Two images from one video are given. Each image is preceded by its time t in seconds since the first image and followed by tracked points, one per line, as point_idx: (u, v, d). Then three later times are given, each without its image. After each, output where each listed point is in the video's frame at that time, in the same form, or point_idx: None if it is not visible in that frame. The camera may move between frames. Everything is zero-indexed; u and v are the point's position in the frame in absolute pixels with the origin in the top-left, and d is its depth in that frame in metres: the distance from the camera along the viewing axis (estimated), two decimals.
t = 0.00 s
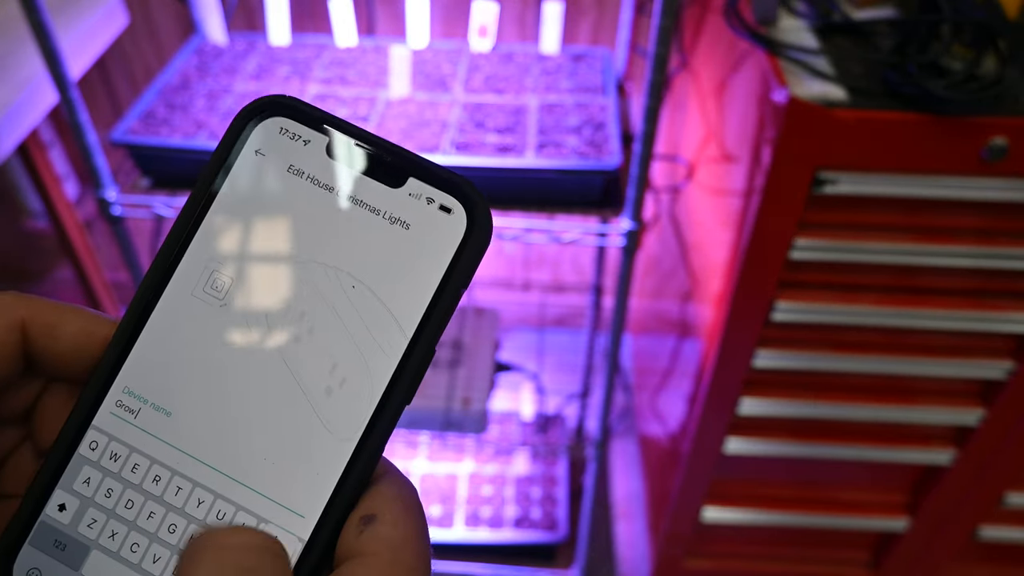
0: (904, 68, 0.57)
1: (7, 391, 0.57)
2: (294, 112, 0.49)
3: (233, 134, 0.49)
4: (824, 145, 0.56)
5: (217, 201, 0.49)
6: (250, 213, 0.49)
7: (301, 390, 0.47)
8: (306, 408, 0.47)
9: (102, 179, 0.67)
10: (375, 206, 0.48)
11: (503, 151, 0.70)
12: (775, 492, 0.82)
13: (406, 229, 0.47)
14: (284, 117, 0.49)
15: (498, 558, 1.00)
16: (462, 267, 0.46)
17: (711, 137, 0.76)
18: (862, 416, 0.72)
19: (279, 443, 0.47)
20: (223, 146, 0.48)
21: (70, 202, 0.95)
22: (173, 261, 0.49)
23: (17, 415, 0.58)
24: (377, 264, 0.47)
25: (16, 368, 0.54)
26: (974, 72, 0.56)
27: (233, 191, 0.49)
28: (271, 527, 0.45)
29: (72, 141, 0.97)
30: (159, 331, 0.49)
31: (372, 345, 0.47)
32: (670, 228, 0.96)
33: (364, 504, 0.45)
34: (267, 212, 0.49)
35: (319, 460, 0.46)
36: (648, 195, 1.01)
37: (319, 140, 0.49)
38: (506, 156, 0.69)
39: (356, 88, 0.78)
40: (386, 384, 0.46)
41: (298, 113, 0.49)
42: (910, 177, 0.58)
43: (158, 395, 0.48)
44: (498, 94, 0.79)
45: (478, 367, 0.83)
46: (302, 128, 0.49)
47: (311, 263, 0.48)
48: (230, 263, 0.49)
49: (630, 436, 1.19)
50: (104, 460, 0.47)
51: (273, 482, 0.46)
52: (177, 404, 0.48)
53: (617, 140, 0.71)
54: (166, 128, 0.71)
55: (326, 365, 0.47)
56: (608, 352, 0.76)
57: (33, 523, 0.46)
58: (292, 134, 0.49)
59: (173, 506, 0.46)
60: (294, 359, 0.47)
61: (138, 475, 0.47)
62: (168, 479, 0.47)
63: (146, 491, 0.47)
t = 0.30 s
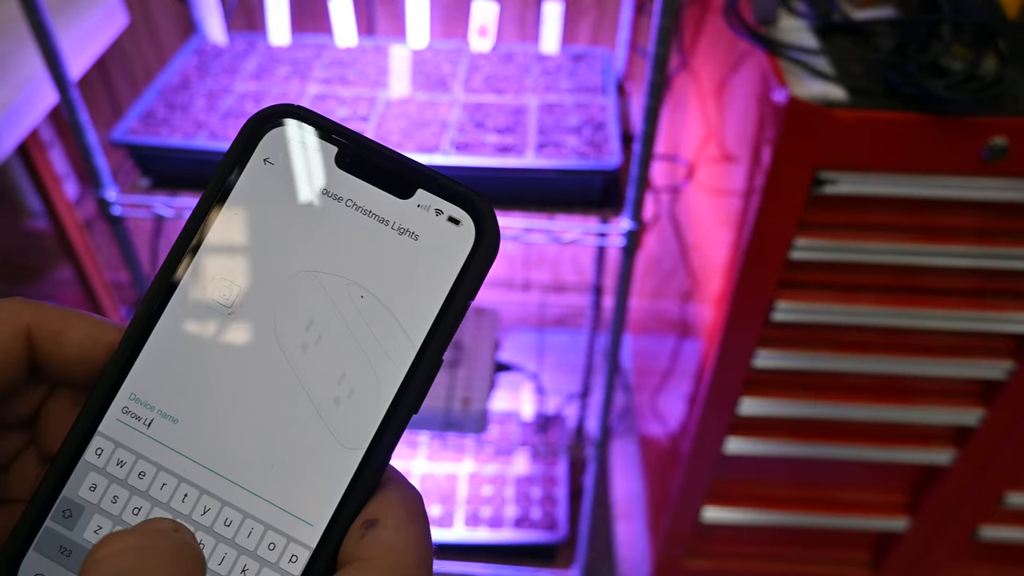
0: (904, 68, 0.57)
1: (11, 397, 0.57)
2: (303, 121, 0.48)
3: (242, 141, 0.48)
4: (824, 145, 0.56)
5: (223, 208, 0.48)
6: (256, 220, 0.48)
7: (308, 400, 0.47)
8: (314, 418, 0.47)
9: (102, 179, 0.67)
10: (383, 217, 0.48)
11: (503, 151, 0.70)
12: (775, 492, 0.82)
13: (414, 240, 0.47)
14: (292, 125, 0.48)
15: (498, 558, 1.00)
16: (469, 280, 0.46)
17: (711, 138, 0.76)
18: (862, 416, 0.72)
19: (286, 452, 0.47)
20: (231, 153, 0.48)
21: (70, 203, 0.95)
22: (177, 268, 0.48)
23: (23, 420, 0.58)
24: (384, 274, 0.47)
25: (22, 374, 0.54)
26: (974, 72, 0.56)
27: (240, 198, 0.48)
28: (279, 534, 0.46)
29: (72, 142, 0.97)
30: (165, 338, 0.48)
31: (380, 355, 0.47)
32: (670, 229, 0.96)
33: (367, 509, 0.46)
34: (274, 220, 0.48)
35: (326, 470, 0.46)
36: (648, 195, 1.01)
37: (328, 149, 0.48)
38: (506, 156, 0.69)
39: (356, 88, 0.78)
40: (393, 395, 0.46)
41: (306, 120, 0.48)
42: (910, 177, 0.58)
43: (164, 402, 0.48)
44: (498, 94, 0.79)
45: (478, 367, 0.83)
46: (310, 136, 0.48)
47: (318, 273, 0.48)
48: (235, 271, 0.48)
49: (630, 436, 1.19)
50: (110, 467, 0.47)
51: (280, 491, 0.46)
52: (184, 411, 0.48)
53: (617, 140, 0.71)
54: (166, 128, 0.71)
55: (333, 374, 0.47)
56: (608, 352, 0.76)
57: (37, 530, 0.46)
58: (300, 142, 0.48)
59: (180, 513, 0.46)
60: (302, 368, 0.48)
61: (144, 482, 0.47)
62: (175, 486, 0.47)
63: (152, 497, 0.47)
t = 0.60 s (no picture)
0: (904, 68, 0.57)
1: (29, 399, 0.56)
2: (322, 122, 0.48)
3: (262, 143, 0.48)
4: (824, 145, 0.56)
5: (242, 209, 0.48)
6: (275, 222, 0.49)
7: (326, 401, 0.47)
8: (332, 419, 0.47)
9: (102, 179, 0.67)
10: (402, 218, 0.48)
11: (503, 151, 0.70)
12: (774, 492, 0.82)
13: (432, 241, 0.47)
14: (311, 127, 0.48)
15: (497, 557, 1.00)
16: (488, 280, 0.45)
17: (711, 137, 0.76)
18: (862, 416, 0.72)
19: (303, 452, 0.47)
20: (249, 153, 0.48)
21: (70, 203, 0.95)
22: (196, 269, 0.48)
23: (39, 421, 0.58)
24: (402, 275, 0.47)
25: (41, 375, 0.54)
26: (974, 72, 0.56)
27: (259, 200, 0.48)
28: (297, 535, 0.46)
29: (72, 142, 0.97)
30: (184, 338, 0.49)
31: (399, 355, 0.46)
32: (671, 228, 0.96)
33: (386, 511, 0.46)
34: (293, 222, 0.48)
35: (344, 471, 0.46)
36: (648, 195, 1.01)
37: (346, 150, 0.48)
38: (505, 156, 0.69)
39: (356, 88, 0.78)
40: (412, 396, 0.46)
41: (325, 123, 0.48)
42: (910, 177, 0.58)
43: (183, 402, 0.48)
44: (498, 94, 0.79)
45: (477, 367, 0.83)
46: (328, 137, 0.48)
47: (336, 273, 0.48)
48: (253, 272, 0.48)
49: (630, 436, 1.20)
50: (128, 467, 0.47)
51: (297, 492, 0.46)
52: (202, 412, 0.48)
53: (617, 140, 0.71)
54: (166, 128, 0.71)
55: (352, 375, 0.47)
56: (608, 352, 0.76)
57: (55, 530, 0.46)
58: (318, 142, 0.48)
59: (197, 513, 0.46)
60: (320, 369, 0.47)
61: (161, 483, 0.47)
62: (193, 486, 0.47)
63: (170, 498, 0.47)
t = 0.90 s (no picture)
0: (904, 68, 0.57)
1: (43, 398, 0.57)
2: (341, 136, 0.48)
3: (281, 154, 0.48)
4: (824, 145, 0.56)
5: (261, 217, 0.48)
6: (292, 230, 0.48)
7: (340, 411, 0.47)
8: (345, 427, 0.47)
9: (102, 180, 0.67)
10: (417, 232, 0.48)
11: (503, 151, 0.70)
12: (774, 492, 0.82)
13: (446, 256, 0.47)
14: (330, 141, 0.48)
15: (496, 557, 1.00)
16: (499, 298, 0.46)
17: (711, 138, 0.76)
18: (862, 416, 0.72)
19: (316, 458, 0.47)
20: (270, 164, 0.48)
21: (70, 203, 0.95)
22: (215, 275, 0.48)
23: (51, 420, 0.58)
24: (416, 285, 0.47)
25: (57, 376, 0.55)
26: (974, 72, 0.56)
27: (278, 208, 0.48)
28: (308, 539, 0.46)
29: (72, 142, 0.97)
30: (200, 343, 0.48)
31: (412, 367, 0.46)
32: (671, 228, 0.96)
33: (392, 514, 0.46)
34: (309, 231, 0.48)
35: (356, 478, 0.46)
36: (648, 195, 1.01)
37: (365, 165, 0.48)
38: (505, 156, 0.69)
39: (356, 88, 0.78)
40: (425, 407, 0.46)
41: (345, 136, 0.49)
42: (910, 178, 0.58)
43: (198, 406, 0.48)
44: (498, 94, 0.79)
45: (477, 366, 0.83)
46: (348, 152, 0.48)
47: (351, 283, 0.48)
48: (270, 280, 0.48)
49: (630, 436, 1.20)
50: (142, 468, 0.47)
51: (309, 498, 0.46)
52: (216, 416, 0.48)
53: (617, 140, 0.71)
54: (166, 128, 0.71)
55: (366, 384, 0.47)
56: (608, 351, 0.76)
57: (68, 529, 0.46)
58: (338, 157, 0.49)
59: (210, 515, 0.46)
60: (335, 378, 0.47)
61: (175, 485, 0.47)
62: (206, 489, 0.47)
63: (183, 500, 0.47)
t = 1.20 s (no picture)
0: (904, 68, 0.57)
1: (55, 384, 0.57)
2: (349, 121, 0.48)
3: (289, 139, 0.48)
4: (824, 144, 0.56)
5: (270, 203, 0.48)
6: (300, 216, 0.48)
7: (349, 397, 0.47)
8: (354, 413, 0.47)
9: (102, 180, 0.67)
10: (424, 218, 0.47)
11: (503, 151, 0.70)
12: (774, 492, 0.82)
13: (454, 242, 0.47)
14: (337, 126, 0.48)
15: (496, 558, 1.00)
16: (506, 285, 0.46)
17: (711, 137, 0.76)
18: (862, 416, 0.72)
19: (325, 444, 0.47)
20: (277, 149, 0.48)
21: (70, 203, 0.95)
22: (223, 261, 0.48)
23: (63, 407, 0.59)
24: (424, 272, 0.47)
25: (66, 365, 0.55)
26: (974, 72, 0.56)
27: (286, 194, 0.48)
28: (317, 524, 0.46)
29: (72, 142, 0.97)
30: (209, 329, 0.48)
31: (420, 353, 0.46)
32: (671, 228, 0.96)
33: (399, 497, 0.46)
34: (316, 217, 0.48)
35: (365, 464, 0.46)
36: (647, 195, 1.01)
37: (372, 151, 0.48)
38: (505, 156, 0.69)
39: (356, 88, 0.78)
40: (433, 393, 0.46)
41: (352, 122, 0.48)
42: (910, 178, 0.58)
43: (207, 393, 0.48)
44: (498, 94, 0.79)
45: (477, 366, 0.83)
46: (355, 137, 0.48)
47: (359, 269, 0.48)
48: (278, 266, 0.48)
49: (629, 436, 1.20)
50: (152, 455, 0.47)
51: (317, 484, 0.46)
52: (225, 403, 0.48)
53: (617, 139, 0.71)
54: (166, 128, 0.71)
55: (374, 371, 0.47)
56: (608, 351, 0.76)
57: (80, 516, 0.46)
58: (345, 143, 0.48)
59: (221, 501, 0.47)
60: (343, 364, 0.47)
61: (186, 472, 0.47)
62: (216, 475, 0.47)
63: (193, 486, 0.47)
